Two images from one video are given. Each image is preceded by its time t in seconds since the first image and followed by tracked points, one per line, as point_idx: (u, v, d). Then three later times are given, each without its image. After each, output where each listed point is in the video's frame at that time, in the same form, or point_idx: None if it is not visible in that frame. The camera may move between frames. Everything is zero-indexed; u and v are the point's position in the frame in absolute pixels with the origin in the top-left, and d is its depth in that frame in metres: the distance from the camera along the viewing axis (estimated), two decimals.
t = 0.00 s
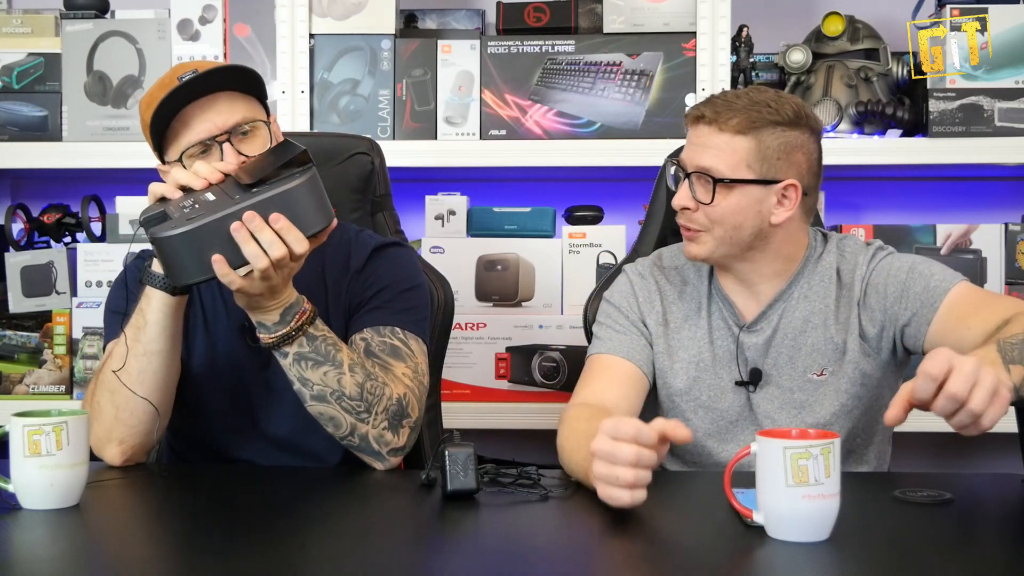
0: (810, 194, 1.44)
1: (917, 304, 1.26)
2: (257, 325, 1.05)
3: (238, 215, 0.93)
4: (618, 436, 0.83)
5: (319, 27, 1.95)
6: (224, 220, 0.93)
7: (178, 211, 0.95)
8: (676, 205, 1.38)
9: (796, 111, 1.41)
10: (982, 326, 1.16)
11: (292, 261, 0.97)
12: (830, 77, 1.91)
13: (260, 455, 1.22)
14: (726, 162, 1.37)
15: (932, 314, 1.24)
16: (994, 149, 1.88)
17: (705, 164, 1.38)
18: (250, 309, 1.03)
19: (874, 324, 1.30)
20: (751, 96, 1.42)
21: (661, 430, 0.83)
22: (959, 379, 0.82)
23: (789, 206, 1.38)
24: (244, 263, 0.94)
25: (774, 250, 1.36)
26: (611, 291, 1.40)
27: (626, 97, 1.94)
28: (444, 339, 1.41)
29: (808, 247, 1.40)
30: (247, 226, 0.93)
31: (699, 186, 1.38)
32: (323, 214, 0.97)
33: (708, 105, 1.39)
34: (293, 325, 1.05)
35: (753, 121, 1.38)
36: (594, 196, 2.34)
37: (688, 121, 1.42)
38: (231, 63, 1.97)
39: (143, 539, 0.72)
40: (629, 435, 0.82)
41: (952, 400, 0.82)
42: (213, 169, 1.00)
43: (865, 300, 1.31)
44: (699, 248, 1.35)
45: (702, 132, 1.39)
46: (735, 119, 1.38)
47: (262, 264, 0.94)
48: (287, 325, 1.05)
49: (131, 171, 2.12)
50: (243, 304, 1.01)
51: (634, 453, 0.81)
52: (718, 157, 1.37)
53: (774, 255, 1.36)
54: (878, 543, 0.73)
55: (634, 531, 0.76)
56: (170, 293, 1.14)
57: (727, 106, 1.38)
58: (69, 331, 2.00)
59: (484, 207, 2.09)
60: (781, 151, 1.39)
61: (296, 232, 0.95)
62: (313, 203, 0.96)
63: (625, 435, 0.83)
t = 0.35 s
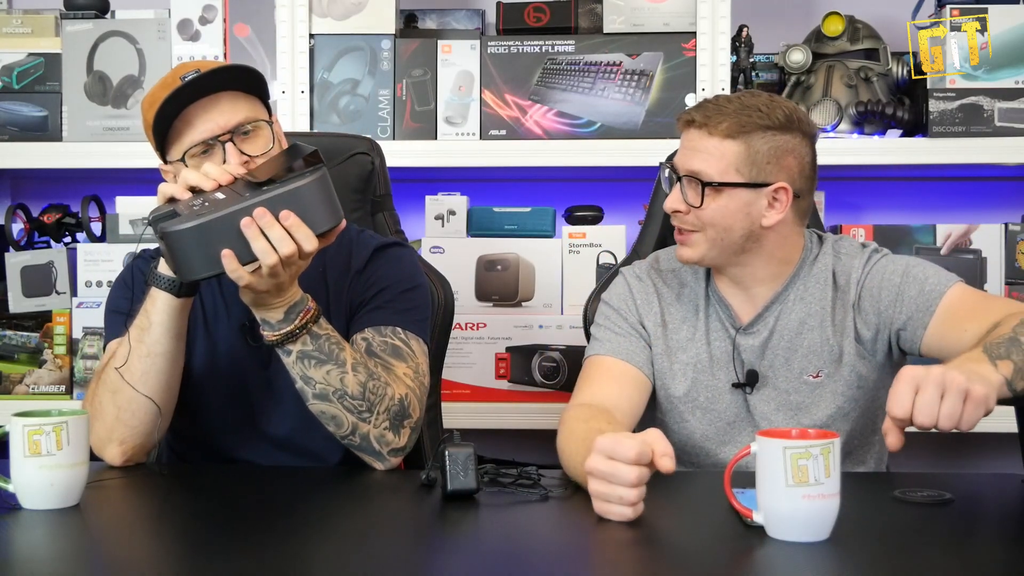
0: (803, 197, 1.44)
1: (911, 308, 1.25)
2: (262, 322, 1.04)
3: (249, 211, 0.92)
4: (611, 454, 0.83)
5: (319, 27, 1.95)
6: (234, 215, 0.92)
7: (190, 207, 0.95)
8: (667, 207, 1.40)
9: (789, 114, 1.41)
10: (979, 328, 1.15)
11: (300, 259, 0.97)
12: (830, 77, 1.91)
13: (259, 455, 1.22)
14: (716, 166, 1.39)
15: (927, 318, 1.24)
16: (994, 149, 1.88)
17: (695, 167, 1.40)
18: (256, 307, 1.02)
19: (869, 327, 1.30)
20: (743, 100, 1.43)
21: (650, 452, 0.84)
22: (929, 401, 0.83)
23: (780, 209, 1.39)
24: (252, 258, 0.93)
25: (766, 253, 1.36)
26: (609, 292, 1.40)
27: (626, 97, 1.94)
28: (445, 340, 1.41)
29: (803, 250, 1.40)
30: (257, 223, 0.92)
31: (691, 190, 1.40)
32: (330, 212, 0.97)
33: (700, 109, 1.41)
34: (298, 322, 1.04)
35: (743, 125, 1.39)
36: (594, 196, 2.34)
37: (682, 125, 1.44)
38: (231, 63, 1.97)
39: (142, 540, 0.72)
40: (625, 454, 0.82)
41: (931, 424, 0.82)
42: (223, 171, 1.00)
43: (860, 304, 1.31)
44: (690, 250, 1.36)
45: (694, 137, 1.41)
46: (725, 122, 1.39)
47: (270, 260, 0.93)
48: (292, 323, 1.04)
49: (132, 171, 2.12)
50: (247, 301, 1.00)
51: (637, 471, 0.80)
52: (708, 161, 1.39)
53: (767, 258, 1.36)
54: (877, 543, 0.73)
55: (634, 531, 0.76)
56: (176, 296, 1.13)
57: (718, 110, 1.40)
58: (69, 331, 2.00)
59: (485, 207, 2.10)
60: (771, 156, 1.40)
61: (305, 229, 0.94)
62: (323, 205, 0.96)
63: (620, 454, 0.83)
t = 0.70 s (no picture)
0: (804, 198, 1.43)
1: (911, 308, 1.25)
2: (265, 321, 1.04)
3: (255, 215, 0.92)
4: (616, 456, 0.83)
5: (319, 27, 1.95)
6: (241, 220, 0.92)
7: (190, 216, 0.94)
8: (667, 208, 1.40)
9: (789, 116, 1.41)
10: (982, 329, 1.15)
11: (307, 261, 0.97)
12: (830, 77, 1.91)
13: (259, 455, 1.22)
14: (716, 167, 1.38)
15: (927, 319, 1.24)
16: (994, 149, 1.88)
17: (695, 167, 1.39)
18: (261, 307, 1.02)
19: (869, 327, 1.30)
20: (744, 101, 1.42)
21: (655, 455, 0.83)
22: (928, 406, 0.83)
23: (781, 209, 1.39)
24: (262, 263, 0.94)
25: (768, 253, 1.35)
26: (610, 292, 1.40)
27: (626, 97, 1.94)
28: (444, 340, 1.41)
29: (805, 249, 1.40)
30: (264, 227, 0.92)
31: (691, 191, 1.39)
32: (335, 211, 0.98)
33: (701, 110, 1.40)
34: (303, 321, 1.04)
35: (742, 126, 1.39)
36: (594, 196, 2.34)
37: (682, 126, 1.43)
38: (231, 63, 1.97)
39: (142, 540, 0.72)
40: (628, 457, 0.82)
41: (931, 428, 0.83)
42: (219, 174, 1.00)
43: (861, 304, 1.31)
44: (690, 251, 1.35)
45: (694, 138, 1.41)
46: (726, 123, 1.39)
47: (279, 263, 0.93)
48: (297, 321, 1.04)
49: (131, 171, 2.12)
50: (252, 300, 1.00)
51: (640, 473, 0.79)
52: (708, 162, 1.39)
53: (768, 258, 1.35)
54: (877, 543, 0.73)
55: (635, 531, 0.76)
56: (178, 297, 1.14)
57: (719, 111, 1.39)
58: (69, 331, 2.00)
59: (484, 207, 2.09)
60: (771, 156, 1.39)
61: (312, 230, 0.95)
62: (326, 203, 0.97)
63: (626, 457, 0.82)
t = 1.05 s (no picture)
0: (824, 197, 1.46)
1: (920, 307, 1.25)
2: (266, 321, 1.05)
3: (259, 211, 0.92)
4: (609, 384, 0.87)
5: (319, 27, 1.95)
6: (245, 216, 0.91)
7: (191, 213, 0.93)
8: (689, 201, 1.39)
9: (813, 114, 1.42)
10: (985, 328, 1.16)
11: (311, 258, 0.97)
12: (830, 77, 1.91)
13: (259, 454, 1.22)
14: (740, 162, 1.39)
15: (935, 318, 1.23)
16: (993, 149, 1.88)
17: (719, 162, 1.40)
18: (261, 305, 1.02)
19: (880, 325, 1.30)
20: (769, 98, 1.43)
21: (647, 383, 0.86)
22: (928, 411, 0.83)
23: (802, 207, 1.40)
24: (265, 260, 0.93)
25: (785, 250, 1.37)
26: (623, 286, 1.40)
27: (626, 97, 1.94)
28: (444, 340, 1.41)
29: (819, 248, 1.41)
30: (269, 223, 0.92)
31: (715, 185, 1.40)
32: (337, 208, 0.98)
33: (727, 105, 1.42)
34: (303, 320, 1.05)
35: (768, 122, 1.40)
36: (594, 196, 2.34)
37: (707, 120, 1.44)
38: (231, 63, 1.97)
39: (142, 540, 0.72)
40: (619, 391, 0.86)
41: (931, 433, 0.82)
42: (219, 173, 1.00)
43: (872, 302, 1.31)
44: (710, 245, 1.36)
45: (719, 132, 1.42)
46: (752, 119, 1.40)
47: (284, 259, 0.93)
48: (298, 320, 1.04)
49: (131, 171, 2.12)
50: (253, 298, 1.01)
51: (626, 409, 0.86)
52: (733, 156, 1.40)
53: (784, 256, 1.37)
54: (877, 543, 0.73)
55: (635, 531, 0.76)
56: (176, 297, 1.14)
57: (745, 106, 1.41)
58: (69, 331, 2.00)
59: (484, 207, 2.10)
60: (795, 155, 1.41)
61: (316, 227, 0.95)
62: (330, 202, 0.97)
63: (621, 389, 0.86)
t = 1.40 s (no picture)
0: (874, 219, 1.40)
1: (944, 311, 1.25)
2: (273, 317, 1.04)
3: (274, 198, 0.92)
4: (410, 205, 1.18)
5: (319, 27, 1.95)
6: (261, 202, 0.91)
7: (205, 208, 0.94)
8: (737, 208, 1.35)
9: (877, 136, 1.37)
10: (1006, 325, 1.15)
11: (323, 248, 0.96)
12: (830, 77, 1.91)
13: (261, 453, 1.22)
14: (796, 179, 1.34)
15: (961, 319, 1.23)
16: (993, 149, 1.88)
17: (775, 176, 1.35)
18: (269, 299, 1.02)
19: (903, 328, 1.28)
20: (836, 113, 1.37)
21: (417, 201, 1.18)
22: (896, 410, 0.83)
23: (852, 232, 1.35)
24: (279, 248, 0.93)
25: (830, 266, 1.33)
26: (656, 247, 1.45)
27: (626, 97, 1.94)
28: (443, 341, 1.42)
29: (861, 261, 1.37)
30: (284, 211, 0.92)
31: (766, 197, 1.35)
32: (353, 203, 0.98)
33: (790, 117, 1.36)
34: (312, 317, 1.04)
35: (832, 144, 1.34)
36: (594, 196, 2.34)
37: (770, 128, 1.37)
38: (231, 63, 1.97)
39: (142, 539, 0.72)
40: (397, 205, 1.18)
41: (895, 431, 0.82)
42: (231, 175, 1.01)
43: (898, 304, 1.30)
44: (755, 256, 1.32)
45: (779, 144, 1.36)
46: (816, 137, 1.34)
47: (298, 246, 0.92)
48: (306, 317, 1.04)
49: (131, 171, 2.12)
50: (263, 291, 1.00)
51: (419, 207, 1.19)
52: (789, 173, 1.34)
53: (826, 271, 1.33)
54: (877, 544, 0.73)
55: (637, 531, 0.76)
56: (186, 300, 1.13)
57: (810, 122, 1.35)
58: (69, 331, 2.00)
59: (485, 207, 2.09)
60: (852, 177, 1.36)
61: (331, 216, 0.95)
62: (341, 191, 0.96)
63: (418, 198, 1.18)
